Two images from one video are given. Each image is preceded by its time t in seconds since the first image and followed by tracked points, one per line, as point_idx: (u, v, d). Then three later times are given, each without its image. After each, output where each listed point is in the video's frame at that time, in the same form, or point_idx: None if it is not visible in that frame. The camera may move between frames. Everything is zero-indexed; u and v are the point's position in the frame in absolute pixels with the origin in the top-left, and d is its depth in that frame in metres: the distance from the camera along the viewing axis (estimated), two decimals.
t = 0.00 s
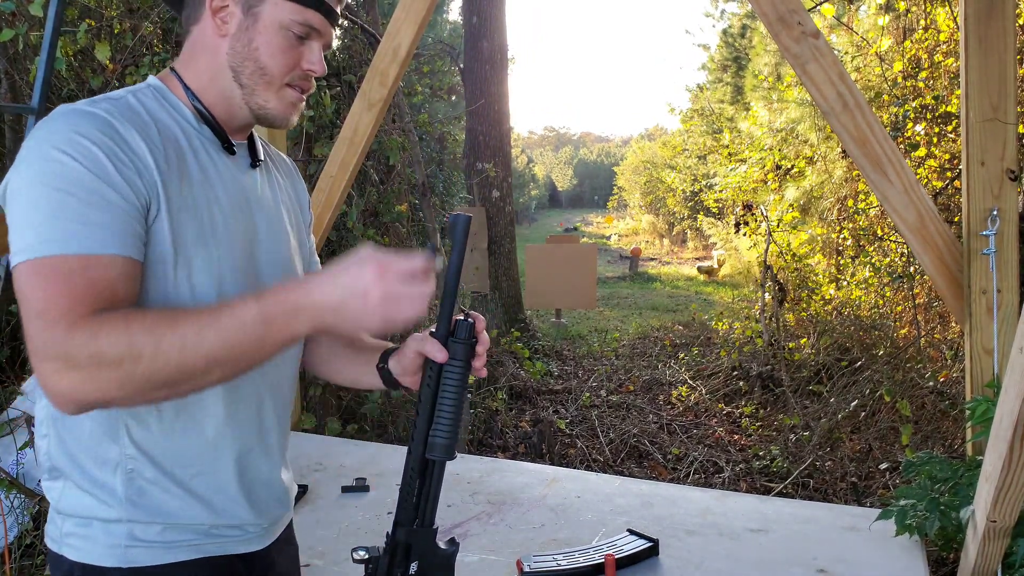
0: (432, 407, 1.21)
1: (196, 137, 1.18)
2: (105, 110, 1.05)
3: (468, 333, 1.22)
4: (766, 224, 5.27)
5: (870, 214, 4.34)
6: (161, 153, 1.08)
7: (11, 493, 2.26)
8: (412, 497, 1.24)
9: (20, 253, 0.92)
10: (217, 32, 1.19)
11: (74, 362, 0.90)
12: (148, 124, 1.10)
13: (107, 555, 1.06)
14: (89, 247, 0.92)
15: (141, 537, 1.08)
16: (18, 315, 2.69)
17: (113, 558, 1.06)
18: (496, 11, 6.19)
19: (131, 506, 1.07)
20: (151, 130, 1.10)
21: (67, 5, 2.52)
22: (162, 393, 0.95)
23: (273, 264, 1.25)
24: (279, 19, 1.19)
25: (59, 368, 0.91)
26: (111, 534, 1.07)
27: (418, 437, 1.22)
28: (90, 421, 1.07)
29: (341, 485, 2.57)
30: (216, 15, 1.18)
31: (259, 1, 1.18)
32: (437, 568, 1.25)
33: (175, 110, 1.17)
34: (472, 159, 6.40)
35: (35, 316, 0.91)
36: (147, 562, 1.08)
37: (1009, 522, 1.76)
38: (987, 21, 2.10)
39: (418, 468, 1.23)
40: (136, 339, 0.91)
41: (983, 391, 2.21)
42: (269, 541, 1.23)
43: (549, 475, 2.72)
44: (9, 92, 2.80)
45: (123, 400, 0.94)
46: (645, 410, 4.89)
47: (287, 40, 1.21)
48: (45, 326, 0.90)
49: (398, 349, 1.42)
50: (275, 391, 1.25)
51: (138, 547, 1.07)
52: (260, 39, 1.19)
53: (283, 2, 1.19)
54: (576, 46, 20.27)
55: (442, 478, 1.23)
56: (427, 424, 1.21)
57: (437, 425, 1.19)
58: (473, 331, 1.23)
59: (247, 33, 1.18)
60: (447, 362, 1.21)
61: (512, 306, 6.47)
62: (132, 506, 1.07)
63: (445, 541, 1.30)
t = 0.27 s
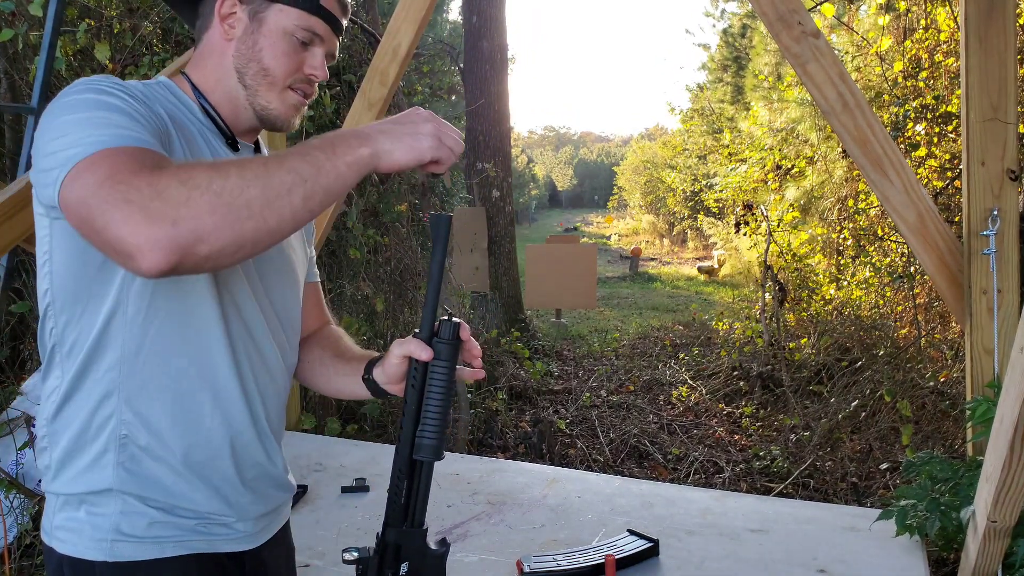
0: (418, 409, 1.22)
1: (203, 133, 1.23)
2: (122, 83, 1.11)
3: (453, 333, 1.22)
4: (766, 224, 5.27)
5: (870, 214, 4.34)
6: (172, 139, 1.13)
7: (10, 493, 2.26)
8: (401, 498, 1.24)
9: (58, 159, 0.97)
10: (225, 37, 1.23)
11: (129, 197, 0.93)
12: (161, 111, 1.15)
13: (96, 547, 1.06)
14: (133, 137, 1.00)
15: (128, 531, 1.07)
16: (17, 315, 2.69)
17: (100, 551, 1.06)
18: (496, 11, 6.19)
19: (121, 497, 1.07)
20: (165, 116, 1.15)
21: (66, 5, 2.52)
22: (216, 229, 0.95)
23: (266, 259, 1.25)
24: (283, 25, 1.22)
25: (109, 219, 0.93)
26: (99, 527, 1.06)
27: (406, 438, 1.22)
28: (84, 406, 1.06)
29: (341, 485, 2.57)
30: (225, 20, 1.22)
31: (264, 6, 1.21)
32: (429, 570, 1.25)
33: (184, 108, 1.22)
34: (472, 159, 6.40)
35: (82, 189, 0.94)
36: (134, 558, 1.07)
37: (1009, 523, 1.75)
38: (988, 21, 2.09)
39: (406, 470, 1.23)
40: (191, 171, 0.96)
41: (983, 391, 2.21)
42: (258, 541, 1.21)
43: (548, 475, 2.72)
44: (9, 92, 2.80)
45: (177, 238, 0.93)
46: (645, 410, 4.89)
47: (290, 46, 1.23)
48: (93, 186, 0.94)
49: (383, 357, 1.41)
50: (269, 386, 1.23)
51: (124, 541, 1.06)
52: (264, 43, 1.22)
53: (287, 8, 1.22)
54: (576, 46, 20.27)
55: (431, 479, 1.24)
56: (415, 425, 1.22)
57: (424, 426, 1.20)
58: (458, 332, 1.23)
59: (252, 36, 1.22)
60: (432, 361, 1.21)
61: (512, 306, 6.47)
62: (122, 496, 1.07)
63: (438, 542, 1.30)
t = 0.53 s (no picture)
0: (409, 407, 1.23)
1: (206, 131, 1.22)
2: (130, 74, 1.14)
3: (443, 331, 1.23)
4: (766, 224, 5.27)
5: (870, 214, 4.35)
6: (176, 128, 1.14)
7: (10, 493, 2.26)
8: (393, 496, 1.25)
9: (66, 137, 0.99)
10: (226, 40, 1.24)
11: (136, 157, 0.96)
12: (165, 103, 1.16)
13: (97, 542, 1.05)
14: (140, 116, 1.03)
15: (130, 525, 1.06)
16: (18, 315, 2.69)
17: (102, 546, 1.05)
18: (496, 11, 6.19)
19: (125, 488, 1.07)
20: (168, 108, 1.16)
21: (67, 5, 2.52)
22: (221, 188, 0.98)
23: (266, 252, 1.26)
24: (282, 30, 1.23)
25: (116, 177, 0.95)
26: (101, 521, 1.06)
27: (396, 437, 1.23)
28: (87, 398, 1.07)
29: (340, 485, 2.57)
30: (226, 25, 1.23)
31: (265, 10, 1.22)
32: (422, 569, 1.25)
33: (187, 108, 1.21)
34: (472, 159, 6.41)
35: (89, 155, 0.96)
36: (136, 552, 1.06)
37: (1009, 522, 1.76)
38: (987, 21, 2.10)
39: (398, 468, 1.24)
40: (199, 139, 1.00)
41: (983, 391, 2.21)
42: (258, 535, 1.20)
43: (548, 475, 2.72)
44: (9, 91, 2.80)
45: (181, 193, 0.96)
46: (645, 410, 4.89)
47: (289, 51, 1.24)
48: (101, 152, 0.96)
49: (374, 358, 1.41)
50: (269, 377, 1.23)
51: (127, 535, 1.06)
52: (264, 45, 1.23)
53: (287, 14, 1.23)
54: (576, 46, 20.28)
55: (424, 477, 1.24)
56: (406, 424, 1.23)
57: (415, 425, 1.21)
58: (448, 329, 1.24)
59: (252, 40, 1.23)
60: (421, 360, 1.23)
61: (512, 306, 6.47)
62: (126, 487, 1.07)
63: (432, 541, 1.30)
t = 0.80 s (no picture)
0: (406, 405, 1.23)
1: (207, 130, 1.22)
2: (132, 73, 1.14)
3: (439, 330, 1.24)
4: (766, 224, 5.27)
5: (870, 214, 4.35)
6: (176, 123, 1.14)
7: (10, 493, 2.26)
8: (391, 496, 1.25)
9: (66, 132, 0.99)
10: (226, 42, 1.24)
11: (138, 144, 0.96)
12: (166, 102, 1.16)
13: (96, 538, 1.05)
14: (141, 110, 1.03)
15: (128, 521, 1.06)
16: (17, 315, 2.69)
17: (100, 543, 1.05)
18: (497, 11, 6.20)
19: (124, 484, 1.07)
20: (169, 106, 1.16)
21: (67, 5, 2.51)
22: (222, 176, 0.98)
23: (263, 250, 1.26)
24: (281, 33, 1.23)
25: (116, 164, 0.95)
26: (100, 517, 1.06)
27: (394, 436, 1.24)
28: (86, 394, 1.07)
29: (341, 485, 2.57)
30: (227, 27, 1.24)
31: (265, 13, 1.23)
32: (419, 568, 1.26)
33: (188, 108, 1.21)
34: (472, 159, 6.41)
35: (90, 145, 0.96)
36: (134, 549, 1.06)
37: (1009, 522, 1.76)
38: (987, 21, 2.10)
39: (395, 467, 1.24)
40: (200, 129, 1.00)
41: (983, 391, 2.21)
42: (256, 531, 1.19)
43: (548, 475, 2.72)
44: (9, 91, 2.80)
45: (182, 179, 0.96)
46: (645, 410, 4.90)
47: (288, 53, 1.24)
48: (101, 142, 0.96)
49: (373, 355, 1.42)
50: (268, 374, 1.23)
51: (125, 532, 1.06)
52: (264, 48, 1.23)
53: (286, 16, 1.23)
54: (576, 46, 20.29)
55: (421, 476, 1.25)
56: (403, 423, 1.23)
57: (412, 424, 1.22)
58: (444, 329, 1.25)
59: (251, 42, 1.23)
60: (418, 359, 1.23)
61: (512, 306, 6.47)
62: (125, 483, 1.07)
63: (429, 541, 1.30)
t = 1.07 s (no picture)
0: (403, 406, 1.23)
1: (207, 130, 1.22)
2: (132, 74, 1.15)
3: (437, 332, 1.23)
4: (766, 224, 5.27)
5: (870, 214, 4.35)
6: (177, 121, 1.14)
7: (10, 494, 2.26)
8: (388, 496, 1.25)
9: (66, 128, 0.99)
10: (227, 43, 1.24)
11: (138, 135, 0.96)
12: (167, 102, 1.16)
13: (96, 537, 1.06)
14: (141, 107, 1.04)
15: (127, 520, 1.07)
16: (17, 315, 2.69)
17: (99, 541, 1.06)
18: (497, 11, 6.20)
19: (123, 483, 1.07)
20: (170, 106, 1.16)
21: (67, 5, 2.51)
22: (220, 166, 0.98)
23: (263, 248, 1.26)
24: (282, 36, 1.24)
25: (115, 155, 0.95)
26: (99, 516, 1.06)
27: (390, 436, 1.24)
28: (85, 393, 1.06)
29: (340, 485, 2.56)
30: (229, 28, 1.24)
31: (266, 14, 1.23)
32: (417, 569, 1.25)
33: (189, 109, 1.21)
34: (472, 159, 6.41)
35: (88, 138, 0.96)
36: (134, 547, 1.07)
37: (1009, 522, 1.76)
38: (987, 21, 2.10)
39: (392, 467, 1.24)
40: (199, 122, 1.01)
41: (983, 391, 2.21)
42: (255, 530, 1.19)
43: (548, 475, 2.72)
44: (9, 91, 2.80)
45: (181, 169, 0.96)
46: (645, 410, 4.90)
47: (288, 56, 1.25)
48: (100, 135, 0.96)
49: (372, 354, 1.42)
50: (266, 372, 1.23)
51: (124, 530, 1.06)
52: (264, 50, 1.23)
53: (288, 20, 1.24)
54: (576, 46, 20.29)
55: (418, 477, 1.25)
56: (400, 424, 1.23)
57: (409, 425, 1.21)
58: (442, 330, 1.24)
59: (252, 44, 1.23)
60: (414, 360, 1.23)
61: (512, 306, 6.47)
62: (124, 482, 1.07)
63: (428, 542, 1.30)
